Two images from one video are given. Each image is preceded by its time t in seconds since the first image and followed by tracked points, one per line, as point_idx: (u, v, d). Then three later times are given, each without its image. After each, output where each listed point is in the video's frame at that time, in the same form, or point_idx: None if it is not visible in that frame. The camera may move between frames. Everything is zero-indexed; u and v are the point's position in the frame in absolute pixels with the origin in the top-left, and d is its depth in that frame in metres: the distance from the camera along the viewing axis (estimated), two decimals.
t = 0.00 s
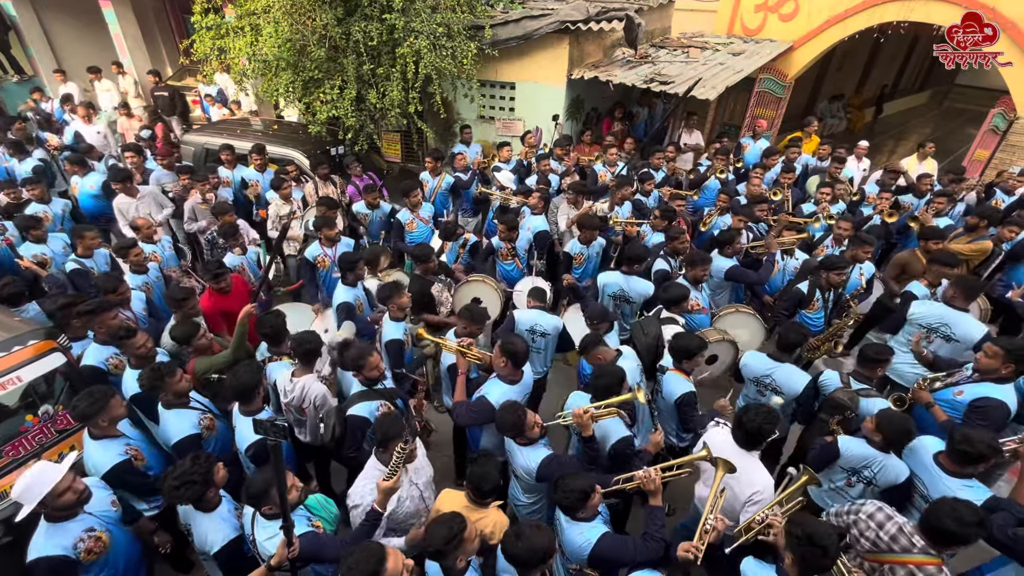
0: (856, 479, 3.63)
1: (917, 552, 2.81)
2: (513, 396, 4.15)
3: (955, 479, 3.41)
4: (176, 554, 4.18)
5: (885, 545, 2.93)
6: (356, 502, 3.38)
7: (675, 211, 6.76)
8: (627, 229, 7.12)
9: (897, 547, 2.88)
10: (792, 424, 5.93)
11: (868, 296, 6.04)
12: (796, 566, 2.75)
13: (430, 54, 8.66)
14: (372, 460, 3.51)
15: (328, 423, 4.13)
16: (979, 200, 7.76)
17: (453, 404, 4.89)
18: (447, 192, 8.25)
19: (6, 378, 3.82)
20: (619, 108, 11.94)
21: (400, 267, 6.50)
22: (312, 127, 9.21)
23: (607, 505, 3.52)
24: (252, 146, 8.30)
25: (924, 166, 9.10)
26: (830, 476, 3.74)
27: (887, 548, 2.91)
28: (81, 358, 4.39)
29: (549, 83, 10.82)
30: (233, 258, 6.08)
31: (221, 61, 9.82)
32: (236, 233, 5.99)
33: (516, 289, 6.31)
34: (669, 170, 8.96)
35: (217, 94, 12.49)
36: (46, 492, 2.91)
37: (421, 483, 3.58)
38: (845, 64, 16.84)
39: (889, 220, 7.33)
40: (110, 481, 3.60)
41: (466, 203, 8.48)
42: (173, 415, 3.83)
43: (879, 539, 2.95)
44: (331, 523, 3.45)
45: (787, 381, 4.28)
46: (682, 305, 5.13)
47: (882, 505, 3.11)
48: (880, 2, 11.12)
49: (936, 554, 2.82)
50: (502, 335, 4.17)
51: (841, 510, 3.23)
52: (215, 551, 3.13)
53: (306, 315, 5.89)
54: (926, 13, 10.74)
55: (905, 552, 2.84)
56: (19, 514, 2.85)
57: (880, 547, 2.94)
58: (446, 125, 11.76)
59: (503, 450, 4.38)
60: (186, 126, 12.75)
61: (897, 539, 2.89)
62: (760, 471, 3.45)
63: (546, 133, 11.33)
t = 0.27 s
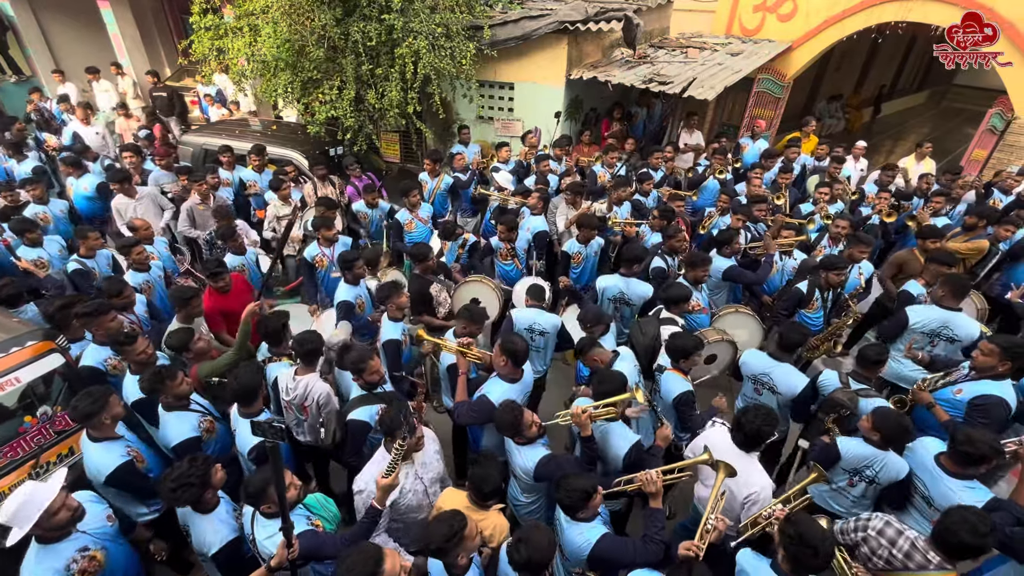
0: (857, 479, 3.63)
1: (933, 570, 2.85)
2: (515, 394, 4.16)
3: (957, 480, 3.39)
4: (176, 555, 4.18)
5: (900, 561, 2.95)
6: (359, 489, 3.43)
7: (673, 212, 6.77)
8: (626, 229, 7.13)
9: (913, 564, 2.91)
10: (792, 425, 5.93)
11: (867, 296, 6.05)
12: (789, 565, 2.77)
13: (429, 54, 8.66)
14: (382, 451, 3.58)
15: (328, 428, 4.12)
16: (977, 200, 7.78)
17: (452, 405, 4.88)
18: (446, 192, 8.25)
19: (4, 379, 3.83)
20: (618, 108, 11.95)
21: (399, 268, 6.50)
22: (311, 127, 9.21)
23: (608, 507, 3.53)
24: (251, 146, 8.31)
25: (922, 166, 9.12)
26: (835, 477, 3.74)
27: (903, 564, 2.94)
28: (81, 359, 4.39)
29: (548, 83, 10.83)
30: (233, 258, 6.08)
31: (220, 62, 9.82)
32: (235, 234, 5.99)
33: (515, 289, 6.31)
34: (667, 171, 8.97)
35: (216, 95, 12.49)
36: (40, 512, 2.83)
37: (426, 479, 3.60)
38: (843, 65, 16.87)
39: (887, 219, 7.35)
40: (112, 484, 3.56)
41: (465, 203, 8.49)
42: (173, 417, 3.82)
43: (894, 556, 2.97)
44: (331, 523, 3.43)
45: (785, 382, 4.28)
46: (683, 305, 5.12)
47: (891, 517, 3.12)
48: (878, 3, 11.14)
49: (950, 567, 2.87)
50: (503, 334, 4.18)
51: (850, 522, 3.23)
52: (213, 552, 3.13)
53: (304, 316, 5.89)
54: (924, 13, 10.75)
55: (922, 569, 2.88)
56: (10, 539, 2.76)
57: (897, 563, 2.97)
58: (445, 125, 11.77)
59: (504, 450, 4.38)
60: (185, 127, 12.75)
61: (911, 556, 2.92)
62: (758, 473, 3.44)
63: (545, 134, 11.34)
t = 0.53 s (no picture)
0: (858, 479, 3.65)
1: (928, 567, 2.87)
2: (515, 392, 4.17)
3: (957, 480, 3.40)
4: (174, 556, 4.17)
5: (895, 558, 2.95)
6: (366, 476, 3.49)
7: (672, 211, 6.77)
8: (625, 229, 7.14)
9: (909, 561, 2.91)
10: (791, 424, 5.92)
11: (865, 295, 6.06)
12: (781, 564, 2.78)
13: (427, 54, 8.66)
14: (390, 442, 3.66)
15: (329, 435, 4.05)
16: (975, 199, 7.80)
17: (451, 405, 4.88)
18: (445, 193, 8.26)
19: (2, 380, 3.83)
20: (616, 108, 11.96)
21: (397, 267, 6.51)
22: (310, 128, 9.21)
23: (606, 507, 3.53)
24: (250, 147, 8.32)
25: (920, 166, 9.14)
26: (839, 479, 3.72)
27: (897, 560, 2.94)
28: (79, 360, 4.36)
29: (546, 83, 10.84)
30: (232, 259, 6.08)
31: (219, 62, 9.80)
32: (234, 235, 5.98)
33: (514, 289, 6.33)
34: (666, 170, 8.98)
35: (214, 95, 12.48)
36: (14, 543, 2.65)
37: (432, 471, 3.64)
38: (841, 65, 16.89)
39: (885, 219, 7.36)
40: (117, 486, 3.54)
41: (463, 203, 8.48)
42: (171, 419, 3.82)
43: (889, 553, 2.97)
44: (332, 522, 3.43)
45: (785, 382, 4.28)
46: (682, 304, 5.13)
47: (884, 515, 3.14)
48: (876, 3, 11.15)
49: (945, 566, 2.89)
50: (502, 333, 4.18)
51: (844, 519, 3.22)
52: (212, 554, 3.13)
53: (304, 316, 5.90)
54: (922, 14, 10.75)
55: (918, 566, 2.89)
56: None
57: (892, 560, 2.96)
58: (443, 125, 11.78)
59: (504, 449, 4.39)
60: (184, 128, 12.75)
61: (907, 554, 2.92)
62: (757, 472, 3.46)
63: (543, 134, 11.35)
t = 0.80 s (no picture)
0: (859, 480, 3.67)
1: (915, 550, 2.88)
2: (514, 391, 4.17)
3: (956, 480, 3.41)
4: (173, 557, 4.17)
5: (881, 543, 2.98)
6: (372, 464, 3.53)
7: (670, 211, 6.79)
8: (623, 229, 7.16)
9: (895, 545, 2.94)
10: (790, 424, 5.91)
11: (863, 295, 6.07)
12: (776, 555, 2.84)
13: (426, 55, 8.66)
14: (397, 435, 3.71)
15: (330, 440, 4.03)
16: (972, 200, 7.81)
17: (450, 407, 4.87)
18: (443, 193, 8.26)
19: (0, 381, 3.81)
20: (615, 109, 11.97)
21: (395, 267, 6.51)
22: (308, 128, 9.21)
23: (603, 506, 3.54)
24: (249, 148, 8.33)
25: (917, 166, 9.15)
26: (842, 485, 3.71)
27: (884, 545, 2.97)
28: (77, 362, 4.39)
29: (545, 84, 10.84)
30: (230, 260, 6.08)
31: (217, 63, 9.79)
32: (233, 236, 5.98)
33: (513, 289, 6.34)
34: (664, 171, 9.00)
35: (213, 95, 12.48)
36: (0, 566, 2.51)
37: (437, 465, 3.66)
38: (839, 65, 16.93)
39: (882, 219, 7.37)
40: (122, 485, 3.55)
41: (462, 204, 8.49)
42: (167, 421, 3.80)
43: (875, 538, 3.01)
44: (333, 522, 3.43)
45: (784, 382, 4.29)
46: (680, 304, 5.13)
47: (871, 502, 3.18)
48: (874, 3, 11.17)
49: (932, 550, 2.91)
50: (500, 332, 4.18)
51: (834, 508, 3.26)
52: (209, 555, 3.13)
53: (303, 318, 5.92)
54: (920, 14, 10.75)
55: (904, 550, 2.91)
56: None
57: (878, 546, 2.99)
58: (442, 126, 11.79)
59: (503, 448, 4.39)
60: (182, 128, 12.75)
61: (894, 538, 2.95)
62: (756, 471, 3.46)
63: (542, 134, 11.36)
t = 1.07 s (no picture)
0: (858, 480, 3.68)
1: (906, 539, 2.90)
2: (514, 391, 4.18)
3: (956, 478, 3.41)
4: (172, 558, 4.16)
5: (873, 532, 2.99)
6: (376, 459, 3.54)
7: (668, 211, 6.80)
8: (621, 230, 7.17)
9: (886, 534, 2.96)
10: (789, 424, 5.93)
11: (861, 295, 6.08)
12: (771, 548, 2.84)
13: (424, 55, 8.66)
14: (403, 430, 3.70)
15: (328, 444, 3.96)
16: (969, 200, 7.83)
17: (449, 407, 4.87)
18: (442, 194, 8.26)
19: None
20: (613, 110, 11.99)
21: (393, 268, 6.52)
22: (307, 129, 9.20)
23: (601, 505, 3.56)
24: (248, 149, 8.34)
25: (914, 166, 9.17)
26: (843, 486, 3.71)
27: (875, 534, 2.98)
28: (75, 363, 4.39)
29: (543, 85, 10.85)
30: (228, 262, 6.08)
31: (215, 63, 9.78)
32: (231, 237, 5.98)
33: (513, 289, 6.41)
34: (662, 171, 9.00)
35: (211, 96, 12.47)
36: None
37: (443, 461, 3.68)
38: (837, 65, 16.97)
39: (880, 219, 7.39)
40: (112, 486, 3.54)
41: (461, 204, 8.48)
42: (165, 422, 3.80)
43: (867, 527, 3.01)
44: (334, 522, 3.44)
45: (786, 383, 4.29)
46: (679, 304, 5.14)
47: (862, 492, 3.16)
48: (872, 4, 11.18)
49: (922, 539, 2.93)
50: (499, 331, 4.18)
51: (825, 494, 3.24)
52: (206, 557, 3.13)
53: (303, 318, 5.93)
54: (917, 15, 10.77)
55: (896, 539, 2.93)
56: None
57: (870, 534, 3.00)
58: (440, 126, 11.79)
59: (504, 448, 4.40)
60: (180, 129, 12.73)
61: (885, 528, 2.97)
62: (755, 471, 3.48)
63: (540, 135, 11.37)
